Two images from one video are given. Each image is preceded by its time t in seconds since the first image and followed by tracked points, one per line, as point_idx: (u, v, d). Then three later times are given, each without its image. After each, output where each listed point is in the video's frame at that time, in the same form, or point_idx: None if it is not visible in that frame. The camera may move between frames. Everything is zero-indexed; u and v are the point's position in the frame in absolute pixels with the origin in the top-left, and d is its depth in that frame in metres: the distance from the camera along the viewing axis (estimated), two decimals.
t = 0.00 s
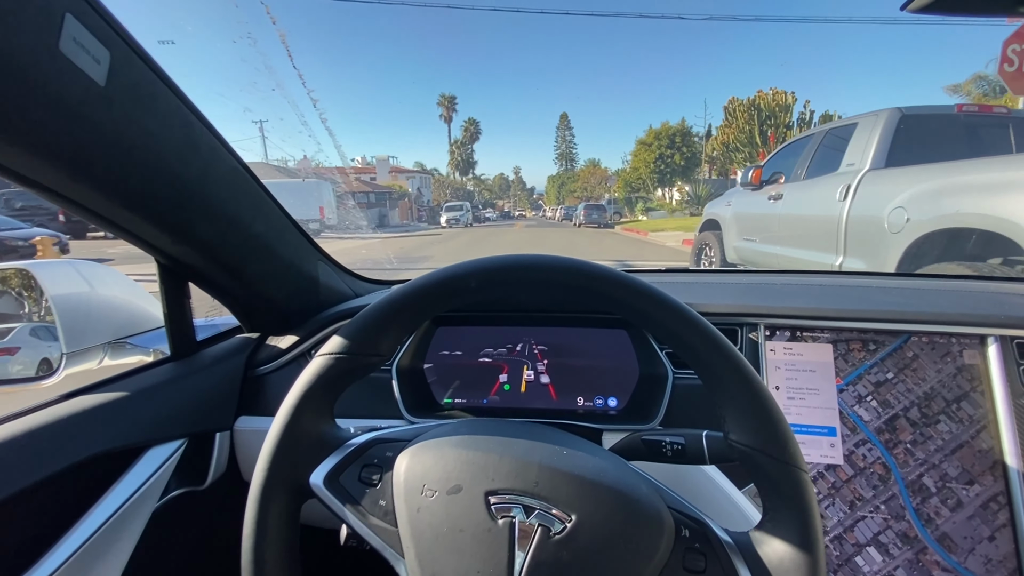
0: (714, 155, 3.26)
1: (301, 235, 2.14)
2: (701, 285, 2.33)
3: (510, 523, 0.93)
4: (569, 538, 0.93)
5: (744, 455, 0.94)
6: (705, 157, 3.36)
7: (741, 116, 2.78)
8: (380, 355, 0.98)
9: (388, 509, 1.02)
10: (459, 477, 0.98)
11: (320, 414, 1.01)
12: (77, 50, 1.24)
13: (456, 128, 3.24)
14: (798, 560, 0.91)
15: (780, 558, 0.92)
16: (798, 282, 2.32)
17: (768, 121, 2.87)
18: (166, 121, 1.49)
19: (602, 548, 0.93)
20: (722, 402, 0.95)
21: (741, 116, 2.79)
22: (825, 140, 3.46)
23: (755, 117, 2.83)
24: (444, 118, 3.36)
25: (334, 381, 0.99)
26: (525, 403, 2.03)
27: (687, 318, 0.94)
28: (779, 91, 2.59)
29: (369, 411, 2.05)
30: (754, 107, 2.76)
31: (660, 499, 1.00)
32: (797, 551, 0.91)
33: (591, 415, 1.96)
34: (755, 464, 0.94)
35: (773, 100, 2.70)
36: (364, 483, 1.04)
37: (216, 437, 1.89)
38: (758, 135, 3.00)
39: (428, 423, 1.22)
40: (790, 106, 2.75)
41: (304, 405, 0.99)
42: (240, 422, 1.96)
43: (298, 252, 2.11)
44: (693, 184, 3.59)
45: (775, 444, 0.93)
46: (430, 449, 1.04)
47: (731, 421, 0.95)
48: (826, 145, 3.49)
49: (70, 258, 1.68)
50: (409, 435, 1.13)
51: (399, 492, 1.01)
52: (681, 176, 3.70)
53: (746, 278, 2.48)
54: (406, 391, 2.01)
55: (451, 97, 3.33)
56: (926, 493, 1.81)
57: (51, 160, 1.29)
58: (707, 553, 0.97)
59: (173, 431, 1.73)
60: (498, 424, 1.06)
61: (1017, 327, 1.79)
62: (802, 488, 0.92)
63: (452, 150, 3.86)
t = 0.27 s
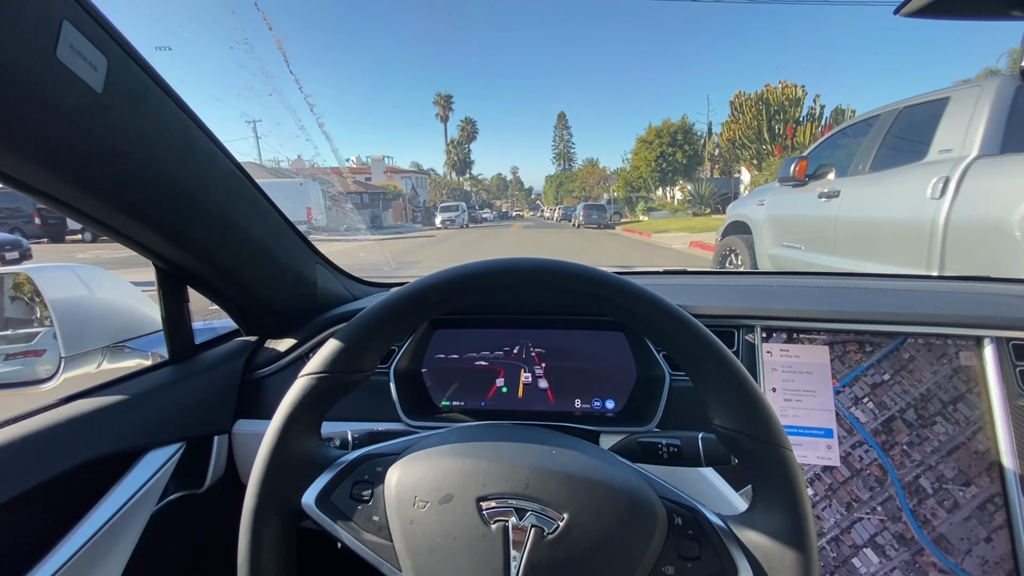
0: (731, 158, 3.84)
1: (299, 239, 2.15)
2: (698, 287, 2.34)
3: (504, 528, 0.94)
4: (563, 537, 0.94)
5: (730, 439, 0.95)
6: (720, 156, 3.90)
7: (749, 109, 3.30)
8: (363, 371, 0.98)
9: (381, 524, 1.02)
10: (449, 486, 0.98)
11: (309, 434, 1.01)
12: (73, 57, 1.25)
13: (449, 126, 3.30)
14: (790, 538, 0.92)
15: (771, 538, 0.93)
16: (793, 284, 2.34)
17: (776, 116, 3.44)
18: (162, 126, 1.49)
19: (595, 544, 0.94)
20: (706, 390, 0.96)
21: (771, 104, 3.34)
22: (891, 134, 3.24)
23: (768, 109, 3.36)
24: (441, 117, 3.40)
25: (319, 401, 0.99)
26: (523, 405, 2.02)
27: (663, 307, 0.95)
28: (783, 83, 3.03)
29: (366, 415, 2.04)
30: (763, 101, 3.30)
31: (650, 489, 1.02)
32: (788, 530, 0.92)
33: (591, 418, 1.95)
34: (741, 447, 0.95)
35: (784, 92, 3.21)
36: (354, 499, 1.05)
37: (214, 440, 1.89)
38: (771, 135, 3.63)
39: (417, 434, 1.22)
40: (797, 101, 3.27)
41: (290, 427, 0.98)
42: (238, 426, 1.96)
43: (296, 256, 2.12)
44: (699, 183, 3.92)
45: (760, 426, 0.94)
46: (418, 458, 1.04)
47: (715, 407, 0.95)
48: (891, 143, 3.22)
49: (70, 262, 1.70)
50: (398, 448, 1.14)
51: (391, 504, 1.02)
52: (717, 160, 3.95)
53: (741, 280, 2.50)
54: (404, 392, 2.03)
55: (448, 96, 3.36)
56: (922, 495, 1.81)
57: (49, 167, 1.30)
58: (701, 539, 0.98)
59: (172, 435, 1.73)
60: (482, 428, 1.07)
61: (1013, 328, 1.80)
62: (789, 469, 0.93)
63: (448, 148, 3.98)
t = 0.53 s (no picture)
0: (752, 154, 3.29)
1: (293, 243, 2.15)
2: (692, 291, 2.35)
3: (491, 536, 0.96)
4: (551, 539, 0.97)
5: (709, 426, 0.98)
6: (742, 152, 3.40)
7: (757, 106, 3.06)
8: (341, 392, 0.98)
9: (370, 543, 1.02)
10: (434, 499, 1.01)
11: (289, 459, 1.01)
12: (62, 66, 1.25)
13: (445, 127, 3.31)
14: (773, 519, 0.96)
15: (754, 519, 0.98)
16: (787, 287, 2.34)
17: (788, 111, 3.02)
18: (153, 134, 1.50)
19: (586, 543, 0.98)
20: (683, 383, 0.98)
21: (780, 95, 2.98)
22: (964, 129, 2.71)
23: (775, 104, 3.02)
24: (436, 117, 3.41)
25: (300, 424, 0.98)
26: (516, 409, 2.01)
27: (636, 304, 0.98)
28: (794, 74, 2.76)
29: (360, 419, 2.03)
30: (770, 95, 3.01)
31: (634, 483, 1.07)
32: (769, 510, 0.97)
33: (584, 421, 1.95)
34: (720, 434, 0.97)
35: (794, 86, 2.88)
36: (341, 520, 1.06)
37: (208, 446, 1.90)
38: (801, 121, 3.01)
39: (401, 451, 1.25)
40: (809, 95, 2.90)
41: (269, 454, 0.98)
42: (232, 431, 1.97)
43: (290, 260, 2.12)
44: (703, 182, 3.86)
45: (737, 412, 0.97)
46: (402, 473, 1.06)
47: (692, 398, 0.98)
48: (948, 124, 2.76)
49: (63, 267, 1.69)
50: (383, 467, 1.17)
51: (378, 522, 1.03)
52: (739, 159, 3.52)
53: (736, 283, 2.49)
54: (398, 395, 2.04)
55: (446, 95, 3.37)
56: (916, 498, 1.81)
57: (39, 176, 1.30)
58: (688, 529, 1.05)
59: (166, 441, 1.74)
60: (464, 437, 1.10)
61: (1005, 331, 1.81)
62: (767, 452, 0.97)
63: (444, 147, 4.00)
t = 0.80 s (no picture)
0: (765, 142, 3.02)
1: (291, 244, 2.15)
2: (690, 291, 2.36)
3: (491, 536, 0.96)
4: (550, 538, 0.98)
5: (706, 424, 0.98)
6: (752, 146, 3.18)
7: (765, 101, 2.85)
8: (338, 395, 0.99)
9: (369, 546, 1.02)
10: (432, 500, 1.01)
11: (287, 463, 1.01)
12: (61, 68, 1.26)
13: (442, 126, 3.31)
14: (771, 517, 0.96)
15: (753, 517, 0.98)
16: (785, 287, 2.34)
17: (797, 104, 2.80)
18: (152, 136, 1.50)
19: (585, 540, 0.98)
20: (680, 381, 0.98)
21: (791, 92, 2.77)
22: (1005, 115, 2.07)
23: (785, 95, 2.80)
24: (433, 116, 3.42)
25: (298, 428, 0.98)
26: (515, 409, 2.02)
27: (632, 302, 0.98)
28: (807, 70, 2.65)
29: (360, 420, 2.04)
30: (779, 89, 2.81)
31: (632, 481, 1.08)
32: (768, 508, 0.97)
33: (584, 421, 1.95)
34: (718, 432, 0.97)
35: (804, 80, 2.70)
36: (341, 523, 1.06)
37: (207, 447, 1.90)
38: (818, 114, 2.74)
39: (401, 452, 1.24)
40: (821, 90, 2.69)
41: (267, 459, 0.98)
42: (232, 432, 1.97)
43: (289, 261, 2.12)
44: (708, 184, 4.69)
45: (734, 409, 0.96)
46: (403, 475, 1.07)
47: (689, 396, 0.98)
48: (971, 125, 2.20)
49: (62, 268, 1.68)
50: (383, 468, 1.16)
51: (377, 523, 1.03)
52: (750, 153, 3.28)
53: (733, 283, 2.50)
54: (398, 396, 2.05)
55: (442, 93, 3.38)
56: (914, 497, 1.82)
57: (37, 177, 1.30)
58: (687, 526, 1.05)
59: (165, 442, 1.73)
60: (462, 438, 1.10)
61: (1002, 330, 1.81)
62: (765, 450, 0.96)
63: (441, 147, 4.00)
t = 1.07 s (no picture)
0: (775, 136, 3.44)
1: (290, 244, 2.14)
2: (691, 290, 2.35)
3: (491, 538, 0.95)
4: (550, 538, 0.97)
5: (707, 422, 0.97)
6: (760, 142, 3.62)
7: (774, 95, 3.11)
8: (335, 398, 0.98)
9: (368, 550, 1.01)
10: (431, 502, 1.00)
11: (286, 467, 1.01)
12: (56, 67, 1.25)
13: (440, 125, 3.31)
14: (772, 513, 0.96)
15: (756, 513, 0.98)
16: (786, 285, 2.34)
17: (810, 99, 3.00)
18: (149, 135, 1.49)
19: (586, 541, 0.97)
20: (681, 378, 0.97)
21: (806, 86, 2.93)
22: None
23: (799, 91, 2.99)
24: (432, 115, 3.42)
25: (295, 432, 0.98)
26: (516, 409, 2.01)
27: (628, 299, 0.97)
28: (818, 61, 2.71)
29: (360, 421, 2.03)
30: (790, 83, 2.98)
31: (632, 479, 1.06)
32: (771, 503, 0.97)
33: (584, 421, 1.94)
34: (719, 429, 0.97)
35: (816, 73, 2.81)
36: (339, 528, 1.04)
37: (206, 448, 1.88)
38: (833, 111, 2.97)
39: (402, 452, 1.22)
40: (836, 82, 2.79)
41: (266, 464, 0.98)
42: (231, 433, 1.95)
43: (288, 261, 2.11)
44: (714, 187, 5.68)
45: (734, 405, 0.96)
46: (401, 477, 1.05)
47: (689, 393, 0.97)
48: None
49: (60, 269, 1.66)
50: (382, 471, 1.14)
51: (376, 527, 1.02)
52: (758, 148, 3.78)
53: (735, 282, 2.49)
54: (397, 398, 2.03)
55: (440, 91, 3.38)
56: (917, 496, 1.81)
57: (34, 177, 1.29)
58: (689, 524, 1.03)
59: (164, 443, 1.73)
60: (460, 440, 1.09)
61: (1005, 328, 1.80)
62: (767, 446, 0.96)
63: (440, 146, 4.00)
